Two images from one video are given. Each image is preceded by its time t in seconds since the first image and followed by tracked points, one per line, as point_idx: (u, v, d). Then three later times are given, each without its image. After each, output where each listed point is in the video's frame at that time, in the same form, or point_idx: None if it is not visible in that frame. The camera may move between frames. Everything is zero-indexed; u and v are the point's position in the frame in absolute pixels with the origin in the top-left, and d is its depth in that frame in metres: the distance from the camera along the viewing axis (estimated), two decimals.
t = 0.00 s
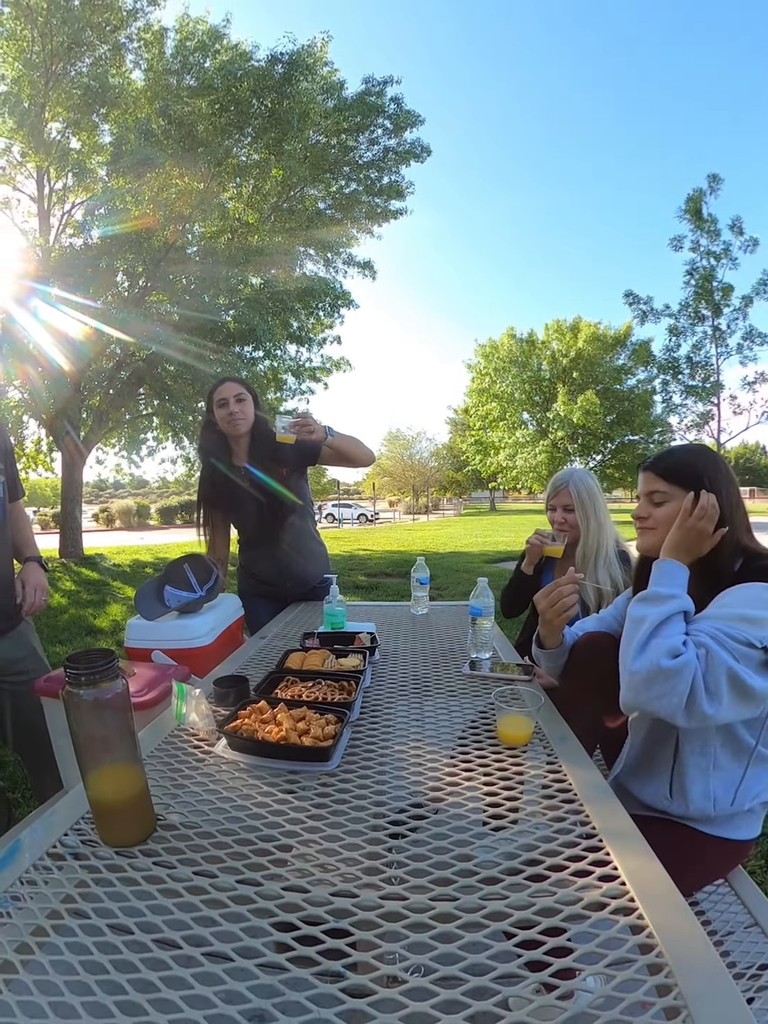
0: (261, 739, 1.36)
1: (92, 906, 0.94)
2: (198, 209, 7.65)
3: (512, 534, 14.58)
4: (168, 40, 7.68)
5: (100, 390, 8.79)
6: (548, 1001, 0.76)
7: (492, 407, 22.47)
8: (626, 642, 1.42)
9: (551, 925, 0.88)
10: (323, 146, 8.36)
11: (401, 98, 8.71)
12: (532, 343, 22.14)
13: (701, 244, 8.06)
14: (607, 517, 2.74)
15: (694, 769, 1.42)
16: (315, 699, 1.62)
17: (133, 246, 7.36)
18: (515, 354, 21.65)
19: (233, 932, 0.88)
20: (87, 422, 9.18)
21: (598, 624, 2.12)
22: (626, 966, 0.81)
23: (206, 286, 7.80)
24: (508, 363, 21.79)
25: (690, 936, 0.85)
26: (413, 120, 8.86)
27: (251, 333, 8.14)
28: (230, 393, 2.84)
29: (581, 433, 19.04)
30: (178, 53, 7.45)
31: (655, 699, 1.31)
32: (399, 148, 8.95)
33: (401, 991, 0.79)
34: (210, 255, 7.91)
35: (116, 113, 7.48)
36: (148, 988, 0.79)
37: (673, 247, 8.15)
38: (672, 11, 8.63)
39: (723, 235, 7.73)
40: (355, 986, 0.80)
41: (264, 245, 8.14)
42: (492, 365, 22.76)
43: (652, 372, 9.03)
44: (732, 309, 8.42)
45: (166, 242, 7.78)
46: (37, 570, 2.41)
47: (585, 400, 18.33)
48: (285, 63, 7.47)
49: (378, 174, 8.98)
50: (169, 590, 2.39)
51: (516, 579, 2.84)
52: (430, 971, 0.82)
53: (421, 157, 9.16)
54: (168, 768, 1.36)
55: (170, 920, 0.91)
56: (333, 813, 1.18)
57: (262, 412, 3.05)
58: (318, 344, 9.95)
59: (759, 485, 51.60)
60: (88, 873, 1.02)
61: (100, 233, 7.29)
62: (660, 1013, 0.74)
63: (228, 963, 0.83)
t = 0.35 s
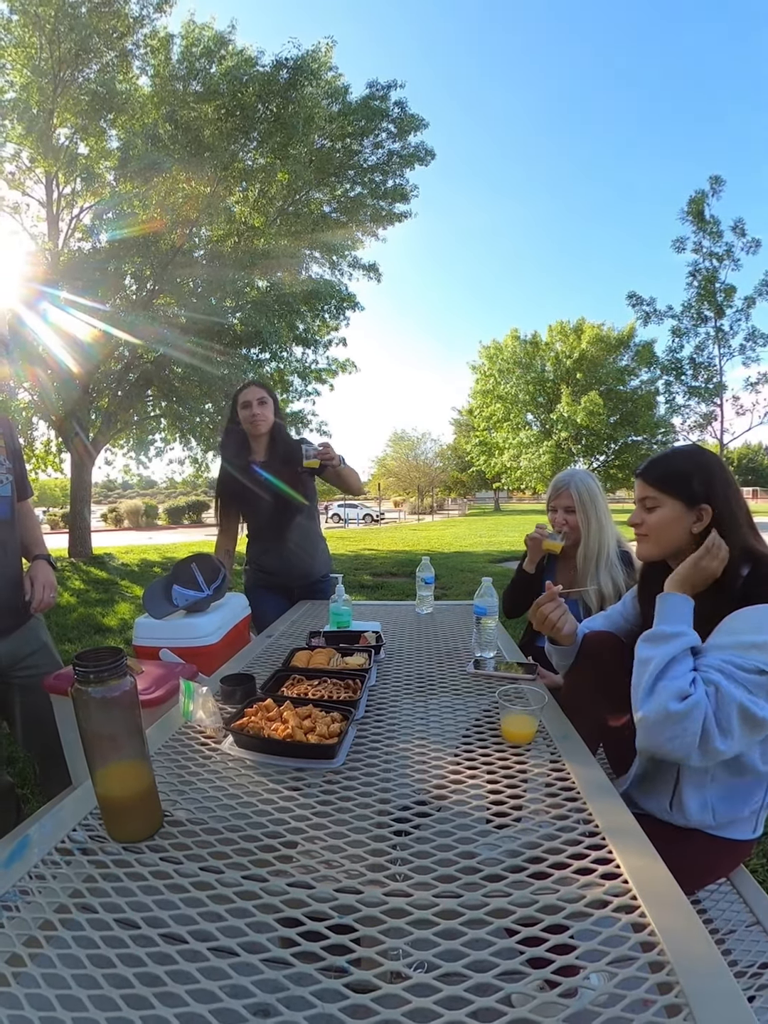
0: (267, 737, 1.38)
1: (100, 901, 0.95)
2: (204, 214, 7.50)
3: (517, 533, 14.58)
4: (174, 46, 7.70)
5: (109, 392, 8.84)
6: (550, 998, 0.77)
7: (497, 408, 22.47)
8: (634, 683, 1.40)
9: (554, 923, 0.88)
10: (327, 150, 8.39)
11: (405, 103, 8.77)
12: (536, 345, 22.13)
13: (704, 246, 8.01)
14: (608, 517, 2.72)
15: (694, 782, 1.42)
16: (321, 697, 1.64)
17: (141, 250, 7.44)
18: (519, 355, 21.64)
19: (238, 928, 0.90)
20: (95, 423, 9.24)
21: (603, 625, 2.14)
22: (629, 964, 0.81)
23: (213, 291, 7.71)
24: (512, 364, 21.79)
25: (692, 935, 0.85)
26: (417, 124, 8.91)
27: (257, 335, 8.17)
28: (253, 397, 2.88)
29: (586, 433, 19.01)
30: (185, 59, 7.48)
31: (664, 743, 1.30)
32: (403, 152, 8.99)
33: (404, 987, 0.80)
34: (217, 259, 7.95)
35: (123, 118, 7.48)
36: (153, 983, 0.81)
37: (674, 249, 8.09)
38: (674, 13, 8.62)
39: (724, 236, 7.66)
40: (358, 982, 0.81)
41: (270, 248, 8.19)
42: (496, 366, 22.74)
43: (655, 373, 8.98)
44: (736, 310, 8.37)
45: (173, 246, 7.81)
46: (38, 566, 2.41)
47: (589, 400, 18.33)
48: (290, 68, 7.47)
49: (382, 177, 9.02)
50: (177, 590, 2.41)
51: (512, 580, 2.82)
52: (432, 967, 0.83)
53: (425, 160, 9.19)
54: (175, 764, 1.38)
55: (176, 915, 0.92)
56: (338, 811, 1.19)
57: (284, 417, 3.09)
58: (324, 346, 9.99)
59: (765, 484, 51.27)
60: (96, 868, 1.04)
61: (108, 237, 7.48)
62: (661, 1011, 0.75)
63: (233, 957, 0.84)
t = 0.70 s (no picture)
0: (274, 734, 1.40)
1: (109, 895, 0.97)
2: (213, 218, 7.57)
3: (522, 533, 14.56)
4: (182, 53, 7.76)
5: (119, 394, 8.89)
6: (554, 994, 0.78)
7: (502, 408, 22.47)
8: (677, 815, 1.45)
9: (557, 919, 0.90)
10: (334, 155, 8.42)
11: (410, 107, 8.81)
12: (541, 346, 22.09)
13: (707, 247, 7.95)
14: (611, 516, 2.70)
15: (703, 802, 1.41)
16: (327, 695, 1.66)
17: (150, 254, 7.45)
18: (524, 357, 21.63)
19: (245, 921, 0.91)
20: (106, 426, 9.29)
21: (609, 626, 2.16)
22: (632, 961, 0.82)
23: (221, 292, 7.80)
24: (517, 366, 21.79)
25: (695, 935, 0.86)
26: (422, 128, 8.93)
27: (266, 338, 8.22)
28: (276, 409, 2.99)
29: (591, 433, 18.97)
30: (192, 66, 7.54)
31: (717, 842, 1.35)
32: (408, 155, 9.06)
33: (408, 982, 0.81)
34: (225, 263, 8.01)
35: (132, 125, 7.59)
36: (161, 975, 0.82)
37: (678, 251, 8.03)
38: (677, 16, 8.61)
39: (727, 237, 7.60)
40: (363, 976, 0.82)
41: (277, 251, 8.24)
42: (502, 367, 22.74)
43: (659, 374, 8.93)
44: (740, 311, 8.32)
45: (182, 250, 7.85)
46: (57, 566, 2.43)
47: (594, 401, 18.33)
48: (296, 74, 7.52)
49: (388, 181, 9.07)
50: (186, 589, 2.44)
51: (516, 579, 2.83)
52: (437, 963, 0.84)
53: (430, 164, 9.23)
54: (185, 761, 1.41)
55: (184, 909, 0.94)
56: (345, 807, 1.21)
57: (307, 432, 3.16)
58: (331, 348, 10.03)
59: None
60: (106, 862, 1.06)
61: (118, 242, 7.42)
62: (664, 1009, 0.76)
63: (240, 951, 0.86)
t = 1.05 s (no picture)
0: (283, 731, 1.43)
1: (118, 888, 0.99)
2: (221, 223, 7.73)
3: (527, 533, 14.53)
4: (189, 61, 7.85)
5: (129, 396, 8.92)
6: (557, 991, 0.79)
7: (508, 409, 22.44)
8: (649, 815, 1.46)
9: (560, 917, 0.91)
10: (340, 159, 8.43)
11: (415, 111, 8.80)
12: (546, 346, 22.04)
13: (711, 249, 7.89)
14: (615, 517, 2.70)
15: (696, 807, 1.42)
16: (335, 693, 1.68)
17: (159, 258, 7.44)
18: (529, 359, 21.62)
19: (251, 916, 0.93)
20: (116, 428, 9.34)
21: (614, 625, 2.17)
22: (635, 959, 0.83)
23: (229, 297, 7.73)
24: (521, 368, 21.79)
25: (697, 932, 0.87)
26: (427, 132, 8.94)
27: (274, 341, 8.25)
28: (289, 413, 3.37)
29: (595, 434, 18.99)
30: (199, 73, 7.63)
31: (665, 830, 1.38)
32: (414, 160, 9.08)
33: (413, 977, 0.82)
34: (234, 267, 8.04)
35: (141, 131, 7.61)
36: (168, 969, 0.83)
37: (681, 254, 7.95)
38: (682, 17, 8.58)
39: (730, 238, 7.52)
40: (368, 972, 0.83)
41: (284, 255, 8.28)
42: (507, 368, 22.71)
43: (663, 375, 8.86)
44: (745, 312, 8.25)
45: (190, 254, 7.88)
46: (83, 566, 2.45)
47: (598, 403, 18.32)
48: (302, 80, 7.56)
49: (394, 185, 9.09)
50: (195, 588, 2.47)
51: (519, 578, 2.85)
52: (442, 959, 0.86)
53: (435, 168, 9.25)
54: (193, 757, 1.43)
55: (192, 903, 0.95)
56: (352, 804, 1.23)
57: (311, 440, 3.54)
58: (338, 351, 10.07)
59: None
60: (115, 857, 1.08)
61: (127, 246, 7.47)
62: (665, 1006, 0.76)
63: (246, 945, 0.87)
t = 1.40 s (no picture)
0: (291, 728, 1.45)
1: (129, 883, 1.01)
2: (230, 227, 7.75)
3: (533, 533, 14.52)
4: (197, 68, 7.88)
5: (140, 398, 8.97)
6: (560, 987, 0.80)
7: (515, 411, 22.41)
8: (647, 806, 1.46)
9: (565, 914, 0.92)
10: (346, 164, 8.45)
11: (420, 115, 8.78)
12: (552, 348, 22.01)
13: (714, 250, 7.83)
14: (620, 517, 2.70)
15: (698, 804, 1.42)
16: (342, 691, 1.70)
17: (169, 263, 7.49)
18: (535, 360, 21.57)
19: (259, 911, 0.94)
20: (127, 430, 9.41)
21: (619, 625, 2.18)
22: (638, 957, 0.84)
23: (238, 300, 7.80)
24: (528, 369, 21.76)
25: (700, 931, 0.87)
26: (433, 136, 8.91)
27: (282, 344, 8.30)
28: (281, 418, 3.49)
29: (601, 435, 18.95)
30: (207, 81, 7.68)
31: (659, 811, 1.38)
32: (419, 164, 9.03)
33: (418, 972, 0.83)
34: (242, 271, 8.09)
35: (150, 138, 7.66)
36: (178, 961, 0.85)
37: (685, 255, 7.90)
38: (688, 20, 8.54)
39: (734, 240, 7.47)
40: (373, 967, 0.85)
41: (292, 259, 8.31)
42: (513, 369, 22.66)
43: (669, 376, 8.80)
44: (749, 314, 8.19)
45: (200, 258, 7.93)
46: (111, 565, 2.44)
47: (603, 404, 18.33)
48: (308, 86, 7.57)
49: (400, 189, 9.10)
50: (205, 587, 2.50)
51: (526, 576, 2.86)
52: (446, 955, 0.87)
53: (441, 172, 9.23)
54: (202, 753, 1.45)
55: (202, 898, 0.97)
56: (358, 801, 1.25)
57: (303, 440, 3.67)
58: (346, 353, 10.09)
59: None
60: (125, 851, 1.10)
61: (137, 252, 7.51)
62: (667, 1003, 0.77)
63: (254, 940, 0.89)
